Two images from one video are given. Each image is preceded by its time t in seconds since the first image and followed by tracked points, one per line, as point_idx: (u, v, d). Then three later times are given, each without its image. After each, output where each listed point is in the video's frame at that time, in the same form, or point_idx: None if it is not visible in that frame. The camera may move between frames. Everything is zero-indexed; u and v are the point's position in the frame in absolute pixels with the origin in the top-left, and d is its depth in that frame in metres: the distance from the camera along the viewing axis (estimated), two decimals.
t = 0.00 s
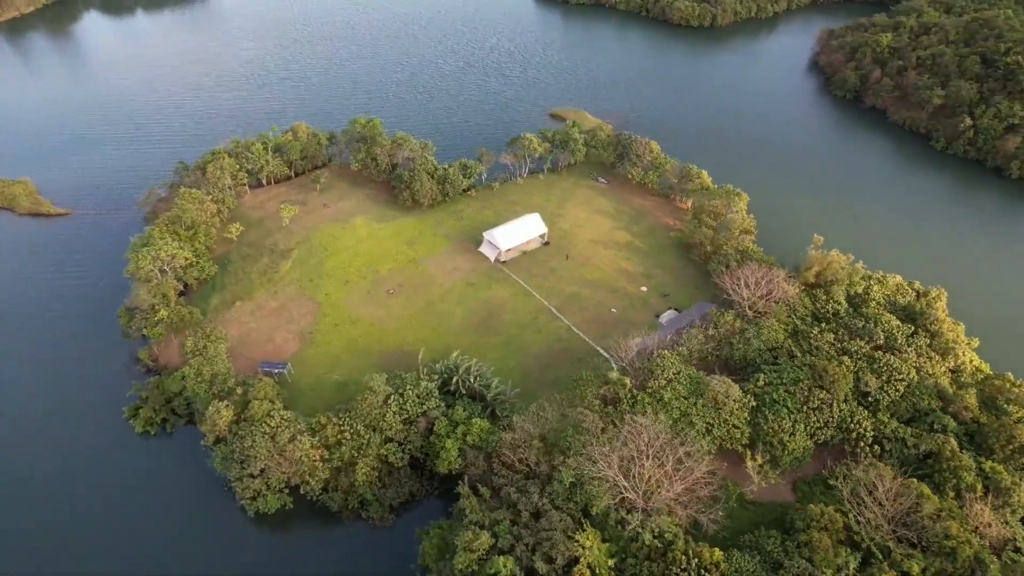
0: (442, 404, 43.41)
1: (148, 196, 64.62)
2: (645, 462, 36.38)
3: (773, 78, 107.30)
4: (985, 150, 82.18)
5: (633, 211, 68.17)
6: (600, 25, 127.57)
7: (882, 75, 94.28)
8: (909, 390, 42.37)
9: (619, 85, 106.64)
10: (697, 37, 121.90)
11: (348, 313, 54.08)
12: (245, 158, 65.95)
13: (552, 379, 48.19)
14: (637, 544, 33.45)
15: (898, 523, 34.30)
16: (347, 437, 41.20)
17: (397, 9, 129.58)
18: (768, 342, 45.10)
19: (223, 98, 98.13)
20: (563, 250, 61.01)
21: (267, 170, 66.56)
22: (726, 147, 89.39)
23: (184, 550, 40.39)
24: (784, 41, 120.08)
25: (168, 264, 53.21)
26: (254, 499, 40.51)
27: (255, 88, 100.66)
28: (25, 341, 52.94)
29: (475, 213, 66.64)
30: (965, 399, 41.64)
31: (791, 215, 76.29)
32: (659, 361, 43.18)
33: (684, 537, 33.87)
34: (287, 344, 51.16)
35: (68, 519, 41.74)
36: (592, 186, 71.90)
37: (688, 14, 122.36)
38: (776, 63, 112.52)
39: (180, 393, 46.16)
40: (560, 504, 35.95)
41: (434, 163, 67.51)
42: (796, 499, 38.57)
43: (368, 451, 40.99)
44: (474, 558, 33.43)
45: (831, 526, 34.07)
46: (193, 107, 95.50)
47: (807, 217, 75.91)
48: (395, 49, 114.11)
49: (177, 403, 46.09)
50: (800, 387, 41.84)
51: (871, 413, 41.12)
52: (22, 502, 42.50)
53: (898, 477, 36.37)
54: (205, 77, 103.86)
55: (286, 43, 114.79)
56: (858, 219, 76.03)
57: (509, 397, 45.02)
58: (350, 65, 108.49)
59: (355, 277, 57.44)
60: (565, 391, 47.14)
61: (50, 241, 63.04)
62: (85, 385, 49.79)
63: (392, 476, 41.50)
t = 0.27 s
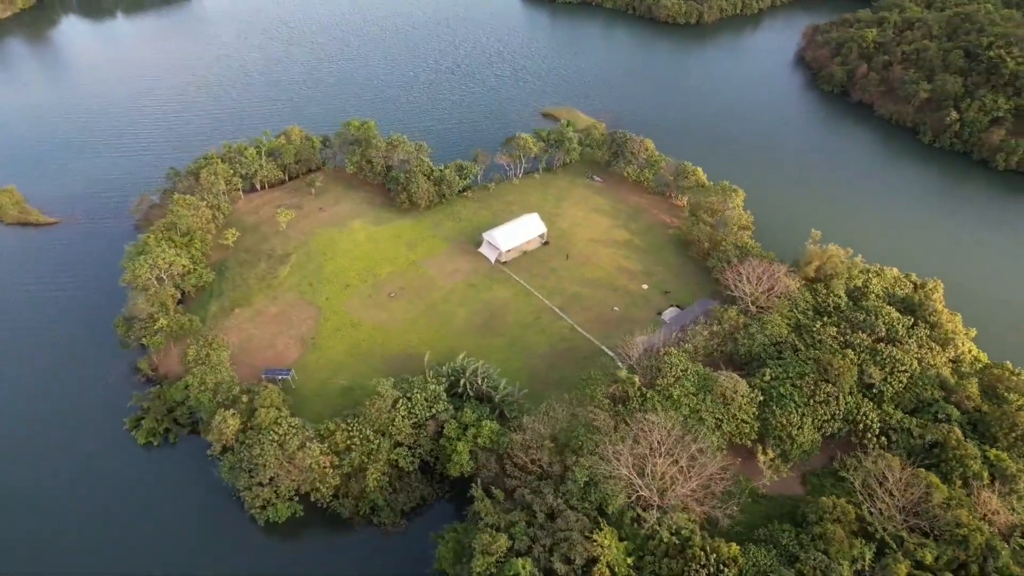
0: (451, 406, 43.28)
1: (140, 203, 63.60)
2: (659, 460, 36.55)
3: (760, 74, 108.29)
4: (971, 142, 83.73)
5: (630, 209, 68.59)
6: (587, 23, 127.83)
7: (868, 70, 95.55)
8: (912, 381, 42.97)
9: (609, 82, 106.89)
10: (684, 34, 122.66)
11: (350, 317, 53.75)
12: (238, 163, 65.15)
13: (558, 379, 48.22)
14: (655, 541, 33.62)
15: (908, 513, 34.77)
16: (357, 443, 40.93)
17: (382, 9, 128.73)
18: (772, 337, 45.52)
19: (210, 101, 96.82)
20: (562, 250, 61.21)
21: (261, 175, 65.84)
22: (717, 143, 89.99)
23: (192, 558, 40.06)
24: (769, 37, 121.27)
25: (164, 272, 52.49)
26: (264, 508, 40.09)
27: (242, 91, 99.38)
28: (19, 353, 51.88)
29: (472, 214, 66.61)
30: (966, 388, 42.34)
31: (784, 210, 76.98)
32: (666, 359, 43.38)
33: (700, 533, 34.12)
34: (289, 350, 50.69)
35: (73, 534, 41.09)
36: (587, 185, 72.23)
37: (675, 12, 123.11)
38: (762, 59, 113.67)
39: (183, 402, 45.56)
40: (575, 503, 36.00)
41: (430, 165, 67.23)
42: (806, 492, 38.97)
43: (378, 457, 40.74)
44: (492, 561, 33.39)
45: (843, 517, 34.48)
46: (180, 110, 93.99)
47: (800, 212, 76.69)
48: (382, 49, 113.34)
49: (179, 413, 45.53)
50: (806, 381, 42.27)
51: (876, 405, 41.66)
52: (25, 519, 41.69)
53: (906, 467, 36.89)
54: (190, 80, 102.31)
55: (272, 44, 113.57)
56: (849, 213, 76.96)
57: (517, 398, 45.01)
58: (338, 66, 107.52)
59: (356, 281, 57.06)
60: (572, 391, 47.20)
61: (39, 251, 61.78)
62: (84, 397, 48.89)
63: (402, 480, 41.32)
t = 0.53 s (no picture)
0: (458, 409, 43.13)
1: (129, 212, 62.44)
2: (670, 457, 36.76)
3: (745, 71, 109.45)
4: (954, 135, 85.55)
5: (624, 207, 69.03)
6: (571, 22, 128.26)
7: (851, 65, 97.03)
8: (912, 371, 43.65)
9: (596, 81, 107.27)
10: (668, 32, 123.62)
11: (351, 321, 53.37)
12: (229, 169, 64.25)
13: (562, 379, 48.27)
14: (670, 539, 33.77)
15: (916, 502, 35.32)
16: (364, 449, 40.62)
17: (364, 10, 127.73)
18: (773, 332, 46.02)
19: (193, 104, 94.93)
20: (560, 250, 61.42)
21: (253, 180, 65.00)
22: (705, 140, 90.68)
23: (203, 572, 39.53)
24: (752, 34, 122.61)
25: (159, 281, 51.67)
26: (273, 518, 39.58)
27: (225, 93, 97.70)
28: (11, 369, 50.72)
29: (468, 216, 66.56)
30: (965, 376, 43.13)
31: (774, 206, 77.87)
32: (671, 356, 43.63)
33: (714, 529, 34.31)
34: (290, 357, 50.19)
35: (77, 552, 40.35)
36: (581, 185, 72.52)
37: (659, 11, 124.11)
38: (746, 56, 114.96)
39: (183, 413, 44.91)
40: (588, 503, 36.07)
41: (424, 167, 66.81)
42: (814, 484, 39.45)
43: (387, 463, 40.48)
44: (509, 564, 33.35)
45: (853, 508, 34.92)
46: (162, 114, 92.04)
47: (790, 206, 77.62)
48: (367, 50, 112.36)
49: (181, 424, 44.90)
50: (809, 374, 42.76)
51: (878, 396, 42.26)
52: (27, 538, 40.80)
53: (912, 457, 37.43)
54: (172, 84, 100.45)
55: (255, 48, 112.19)
56: (838, 207, 78.03)
57: (523, 399, 44.96)
58: (322, 68, 106.45)
59: (354, 286, 56.63)
60: (577, 390, 47.27)
61: (26, 263, 60.37)
62: (80, 413, 47.89)
63: (412, 486, 41.08)
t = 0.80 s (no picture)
0: (465, 413, 43.03)
1: (117, 222, 61.30)
2: (680, 454, 36.98)
3: (728, 68, 110.69)
4: (936, 127, 87.27)
5: (617, 206, 69.43)
6: (554, 21, 128.68)
7: (832, 61, 98.63)
8: (911, 361, 44.41)
9: (582, 79, 107.67)
10: (651, 30, 124.65)
11: (351, 327, 52.98)
12: (219, 176, 63.42)
13: (566, 378, 48.31)
14: (685, 535, 33.93)
15: (923, 490, 35.89)
16: (373, 456, 40.35)
17: (346, 11, 126.67)
18: (773, 326, 46.59)
19: (175, 107, 93.16)
20: (556, 250, 61.66)
21: (244, 187, 64.26)
22: (693, 137, 91.52)
23: None
24: (734, 31, 123.80)
25: (153, 290, 50.72)
26: (282, 528, 39.07)
27: (208, 97, 96.11)
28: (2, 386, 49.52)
29: (463, 218, 66.45)
30: (962, 365, 43.96)
31: (764, 201, 78.68)
32: (675, 353, 43.94)
33: (727, 523, 34.52)
34: (290, 365, 49.62)
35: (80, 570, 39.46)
36: (573, 184, 72.71)
37: (642, 8, 125.27)
38: (728, 52, 116.29)
39: (184, 425, 44.21)
40: (602, 502, 36.15)
41: (417, 170, 66.65)
42: (821, 475, 39.91)
43: (395, 469, 40.23)
44: (526, 566, 33.29)
45: (862, 498, 35.45)
46: (144, 118, 90.09)
47: (779, 201, 78.53)
48: (351, 52, 111.45)
49: (182, 436, 44.28)
50: (811, 367, 43.32)
51: (879, 386, 42.93)
52: (27, 558, 39.87)
53: (916, 446, 38.06)
54: (152, 89, 98.61)
55: (237, 51, 110.80)
56: (826, 201, 79.11)
57: (529, 400, 44.98)
58: (307, 70, 105.31)
59: (352, 291, 56.21)
60: (581, 390, 47.34)
61: (11, 277, 58.97)
62: (76, 429, 46.90)
63: (421, 491, 40.87)
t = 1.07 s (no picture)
0: (472, 415, 42.91)
1: (105, 232, 60.21)
2: (691, 450, 37.22)
3: (711, 64, 111.69)
4: (917, 120, 88.99)
5: (610, 204, 69.80)
6: (537, 20, 128.74)
7: (815, 56, 100.11)
8: (909, 351, 45.18)
9: (567, 76, 107.82)
10: (633, 28, 125.51)
11: (352, 332, 52.61)
12: (209, 183, 62.48)
13: (569, 378, 48.41)
14: (700, 530, 34.13)
15: (929, 477, 36.59)
16: (382, 462, 40.06)
17: (326, 9, 124.78)
18: (773, 321, 47.11)
19: (152, 105, 90.08)
20: (552, 250, 61.86)
21: (235, 193, 63.46)
22: (680, 133, 92.13)
23: None
24: (715, 29, 125.05)
25: (148, 301, 49.83)
26: (292, 539, 38.62)
27: (186, 91, 93.55)
28: None
29: (457, 220, 66.30)
30: (958, 353, 44.85)
31: (753, 196, 79.48)
32: (679, 350, 44.20)
33: (740, 517, 34.80)
34: (291, 373, 49.14)
35: None
36: (565, 184, 72.88)
37: (624, 6, 126.20)
38: (711, 49, 117.48)
39: (187, 437, 43.53)
40: (614, 501, 36.27)
41: (410, 172, 66.34)
42: (827, 466, 40.50)
43: (405, 474, 39.96)
44: (543, 568, 33.30)
45: (870, 487, 36.00)
46: (120, 116, 87.00)
47: (768, 196, 79.35)
48: (334, 50, 109.81)
49: (185, 448, 43.47)
50: (813, 359, 43.87)
51: (880, 377, 43.62)
52: None
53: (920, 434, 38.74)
54: (127, 84, 95.11)
55: (216, 48, 108.02)
56: (814, 195, 80.16)
57: (534, 401, 44.98)
58: (289, 69, 103.43)
59: (350, 296, 55.78)
60: (585, 389, 47.46)
61: None
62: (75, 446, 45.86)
63: (431, 495, 40.69)
